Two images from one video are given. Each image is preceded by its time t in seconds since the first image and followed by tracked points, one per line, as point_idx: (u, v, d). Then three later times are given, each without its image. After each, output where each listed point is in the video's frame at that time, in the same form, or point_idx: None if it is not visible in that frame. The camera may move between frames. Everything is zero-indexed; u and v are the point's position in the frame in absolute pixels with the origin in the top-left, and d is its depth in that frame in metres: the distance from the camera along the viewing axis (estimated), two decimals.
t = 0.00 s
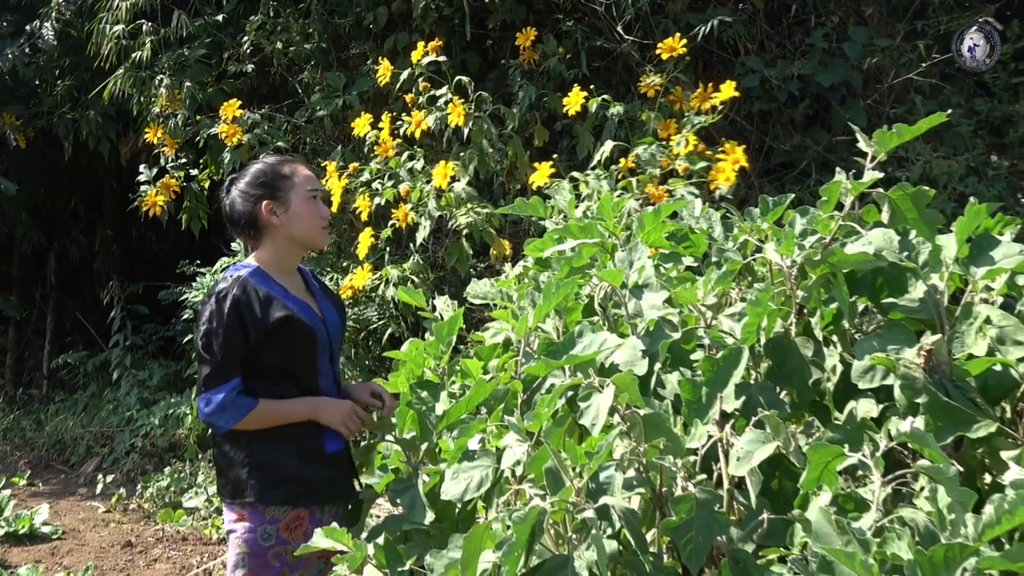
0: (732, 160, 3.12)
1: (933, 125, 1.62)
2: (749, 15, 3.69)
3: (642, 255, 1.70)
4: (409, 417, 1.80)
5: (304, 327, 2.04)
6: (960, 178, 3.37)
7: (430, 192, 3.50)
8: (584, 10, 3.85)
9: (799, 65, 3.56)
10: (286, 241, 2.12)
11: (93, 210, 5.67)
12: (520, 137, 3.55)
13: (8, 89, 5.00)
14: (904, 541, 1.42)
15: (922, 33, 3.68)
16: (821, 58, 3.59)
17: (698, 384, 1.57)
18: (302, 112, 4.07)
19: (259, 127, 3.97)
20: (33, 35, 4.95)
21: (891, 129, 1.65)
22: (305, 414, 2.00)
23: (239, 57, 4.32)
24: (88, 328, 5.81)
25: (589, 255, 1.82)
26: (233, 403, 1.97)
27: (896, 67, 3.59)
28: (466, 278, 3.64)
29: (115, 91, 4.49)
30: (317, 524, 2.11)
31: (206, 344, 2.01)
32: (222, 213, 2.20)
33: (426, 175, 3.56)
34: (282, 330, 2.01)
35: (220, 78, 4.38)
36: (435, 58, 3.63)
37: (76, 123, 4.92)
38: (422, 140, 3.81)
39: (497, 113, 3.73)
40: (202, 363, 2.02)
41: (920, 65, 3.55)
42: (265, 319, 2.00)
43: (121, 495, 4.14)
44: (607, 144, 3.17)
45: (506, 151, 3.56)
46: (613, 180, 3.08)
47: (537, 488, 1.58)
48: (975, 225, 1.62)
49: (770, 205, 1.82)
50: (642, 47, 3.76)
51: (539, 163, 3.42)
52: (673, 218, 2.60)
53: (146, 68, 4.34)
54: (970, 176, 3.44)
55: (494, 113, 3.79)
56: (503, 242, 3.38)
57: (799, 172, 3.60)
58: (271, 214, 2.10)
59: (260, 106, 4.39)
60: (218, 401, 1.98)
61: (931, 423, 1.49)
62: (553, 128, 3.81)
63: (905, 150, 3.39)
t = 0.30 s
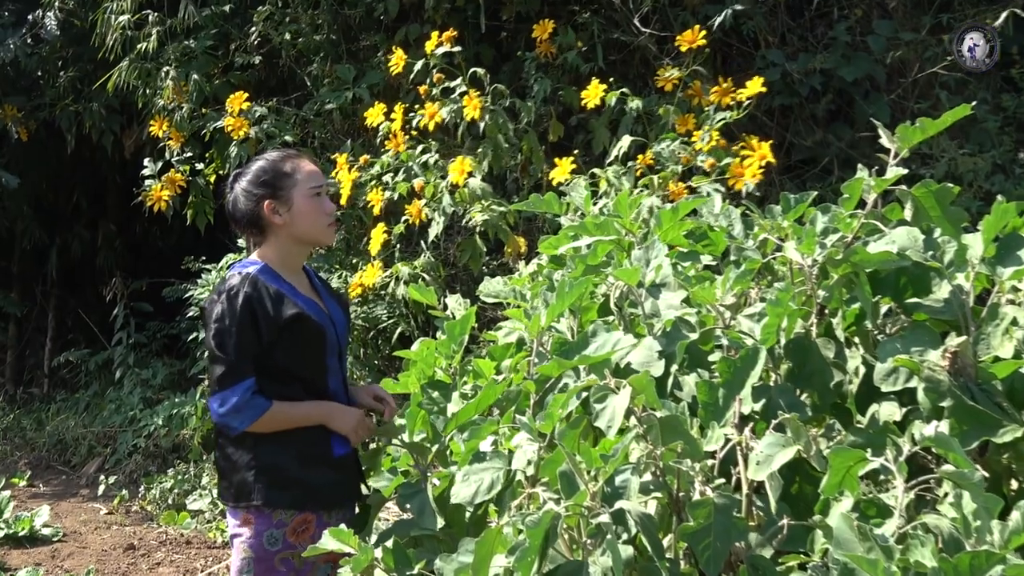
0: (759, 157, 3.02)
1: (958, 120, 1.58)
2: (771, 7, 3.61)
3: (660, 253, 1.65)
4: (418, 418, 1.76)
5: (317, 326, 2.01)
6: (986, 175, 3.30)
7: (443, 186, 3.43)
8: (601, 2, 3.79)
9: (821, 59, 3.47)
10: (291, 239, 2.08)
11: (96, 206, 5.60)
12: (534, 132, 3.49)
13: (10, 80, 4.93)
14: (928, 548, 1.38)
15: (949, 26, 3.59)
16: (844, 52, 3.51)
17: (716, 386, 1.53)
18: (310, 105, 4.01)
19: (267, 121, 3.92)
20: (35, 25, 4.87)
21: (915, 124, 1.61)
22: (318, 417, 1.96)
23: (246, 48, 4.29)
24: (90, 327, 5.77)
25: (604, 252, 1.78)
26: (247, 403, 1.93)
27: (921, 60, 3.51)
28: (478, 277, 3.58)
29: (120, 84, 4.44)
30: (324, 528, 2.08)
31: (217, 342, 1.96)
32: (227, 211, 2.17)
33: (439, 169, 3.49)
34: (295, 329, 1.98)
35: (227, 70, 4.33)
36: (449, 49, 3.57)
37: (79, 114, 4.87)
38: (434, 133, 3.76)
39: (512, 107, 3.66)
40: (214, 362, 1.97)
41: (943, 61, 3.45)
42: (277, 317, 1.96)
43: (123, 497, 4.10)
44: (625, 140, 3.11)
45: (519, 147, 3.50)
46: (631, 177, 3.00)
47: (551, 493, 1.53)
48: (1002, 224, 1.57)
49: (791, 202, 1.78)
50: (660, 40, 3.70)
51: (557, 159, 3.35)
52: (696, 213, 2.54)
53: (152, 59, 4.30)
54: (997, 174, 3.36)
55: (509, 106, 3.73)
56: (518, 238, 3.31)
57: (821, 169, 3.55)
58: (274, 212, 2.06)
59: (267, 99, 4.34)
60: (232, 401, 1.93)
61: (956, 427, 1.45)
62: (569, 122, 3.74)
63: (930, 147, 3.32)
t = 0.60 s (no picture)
0: (781, 151, 3.00)
1: (983, 116, 1.54)
2: None
3: (675, 252, 1.62)
4: (428, 420, 1.72)
5: (328, 325, 1.97)
6: (1010, 174, 3.24)
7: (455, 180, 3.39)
8: None
9: (842, 54, 3.40)
10: (298, 235, 2.04)
11: (97, 201, 5.59)
12: (548, 127, 3.44)
13: (10, 71, 4.88)
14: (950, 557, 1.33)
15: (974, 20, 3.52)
16: (866, 46, 3.44)
17: (733, 390, 1.49)
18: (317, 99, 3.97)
19: (273, 115, 3.88)
20: (35, 15, 4.81)
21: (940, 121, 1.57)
22: (329, 419, 1.93)
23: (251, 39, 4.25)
24: (91, 324, 5.73)
25: (619, 250, 1.74)
26: (260, 404, 1.89)
27: (945, 56, 3.43)
28: (488, 276, 3.54)
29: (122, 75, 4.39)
30: (329, 532, 2.04)
31: (228, 342, 1.92)
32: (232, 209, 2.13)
33: (452, 163, 3.44)
34: (307, 328, 1.94)
35: (232, 62, 4.28)
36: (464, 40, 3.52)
37: (80, 106, 4.82)
38: (445, 128, 3.71)
39: (526, 101, 3.60)
40: (223, 361, 1.93)
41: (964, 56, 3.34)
42: (288, 315, 1.92)
43: (123, 499, 4.07)
44: (643, 136, 3.10)
45: (532, 143, 3.45)
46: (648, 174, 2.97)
47: (563, 497, 1.49)
48: None
49: (810, 201, 1.75)
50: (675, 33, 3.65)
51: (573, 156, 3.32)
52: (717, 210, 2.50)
53: (155, 50, 4.25)
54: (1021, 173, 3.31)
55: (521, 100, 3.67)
56: (531, 236, 3.27)
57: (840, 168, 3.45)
58: (279, 208, 2.02)
59: (273, 91, 4.30)
60: (243, 402, 1.90)
61: (979, 433, 1.41)
62: (582, 117, 3.69)
63: (953, 144, 3.27)
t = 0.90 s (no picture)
0: (794, 151, 2.98)
1: (1005, 115, 1.50)
2: None
3: (688, 254, 1.57)
4: (433, 425, 1.68)
5: (330, 329, 1.93)
6: None
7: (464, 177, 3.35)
8: None
9: (859, 50, 3.35)
10: (303, 235, 1.99)
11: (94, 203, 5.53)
12: (559, 125, 3.39)
13: (7, 65, 4.91)
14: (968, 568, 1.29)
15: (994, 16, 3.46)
16: (884, 42, 3.38)
17: (747, 395, 1.45)
18: (321, 94, 3.94)
19: (274, 111, 3.83)
20: (32, 7, 4.83)
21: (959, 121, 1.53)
22: (327, 425, 1.89)
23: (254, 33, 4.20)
24: (88, 325, 5.64)
25: (629, 251, 1.71)
26: (256, 407, 1.85)
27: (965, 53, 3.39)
28: (495, 277, 3.50)
29: (121, 69, 4.35)
30: (327, 541, 2.00)
31: (226, 342, 1.88)
32: (239, 207, 2.10)
33: (460, 160, 3.42)
34: (307, 331, 1.90)
35: (233, 55, 4.24)
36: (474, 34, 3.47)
37: (78, 101, 4.77)
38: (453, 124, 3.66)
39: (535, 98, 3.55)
40: (221, 362, 1.89)
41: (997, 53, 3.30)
42: (289, 317, 1.88)
43: (120, 504, 4.03)
44: (655, 135, 3.07)
45: (542, 141, 3.40)
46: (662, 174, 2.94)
47: (572, 505, 1.46)
48: None
49: (826, 201, 1.71)
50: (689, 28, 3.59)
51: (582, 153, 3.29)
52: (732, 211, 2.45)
53: (155, 44, 4.21)
54: None
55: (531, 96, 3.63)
56: (539, 236, 3.23)
57: (858, 166, 3.43)
58: (284, 207, 1.98)
59: (276, 86, 4.25)
60: (240, 404, 1.86)
61: (998, 440, 1.37)
62: (593, 114, 3.64)
63: (973, 144, 3.23)
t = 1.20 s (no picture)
0: (804, 151, 2.95)
1: None
2: None
3: (700, 257, 1.53)
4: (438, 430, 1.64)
5: (330, 332, 1.89)
6: None
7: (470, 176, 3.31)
8: None
9: (876, 48, 3.31)
10: (307, 236, 1.95)
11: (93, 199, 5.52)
12: (568, 124, 3.35)
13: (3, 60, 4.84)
14: None
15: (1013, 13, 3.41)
16: (901, 39, 3.33)
17: (759, 401, 1.42)
18: (323, 92, 3.90)
19: (277, 109, 3.79)
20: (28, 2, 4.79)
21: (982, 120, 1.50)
22: (326, 431, 1.85)
23: (254, 28, 4.16)
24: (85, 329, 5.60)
25: (640, 255, 1.66)
26: (252, 412, 1.81)
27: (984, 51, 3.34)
28: (501, 280, 3.46)
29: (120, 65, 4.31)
30: (328, 550, 1.95)
31: (223, 345, 1.85)
32: (245, 201, 2.06)
33: (466, 159, 3.38)
34: (306, 335, 1.86)
35: (234, 51, 4.20)
36: (485, 30, 3.42)
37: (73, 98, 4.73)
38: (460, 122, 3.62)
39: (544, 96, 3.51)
40: (218, 366, 1.86)
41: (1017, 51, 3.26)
42: (288, 321, 1.85)
43: (115, 512, 3.99)
44: (667, 134, 3.05)
45: (550, 141, 3.36)
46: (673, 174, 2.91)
47: (580, 514, 1.42)
48: None
49: (841, 203, 1.67)
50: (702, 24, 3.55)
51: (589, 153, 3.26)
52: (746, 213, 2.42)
53: (154, 39, 4.16)
54: None
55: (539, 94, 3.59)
56: (548, 237, 3.19)
57: (874, 166, 3.39)
58: (291, 205, 1.95)
59: (277, 83, 4.22)
60: (236, 409, 1.82)
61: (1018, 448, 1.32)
62: (603, 112, 3.60)
63: (993, 145, 3.19)
